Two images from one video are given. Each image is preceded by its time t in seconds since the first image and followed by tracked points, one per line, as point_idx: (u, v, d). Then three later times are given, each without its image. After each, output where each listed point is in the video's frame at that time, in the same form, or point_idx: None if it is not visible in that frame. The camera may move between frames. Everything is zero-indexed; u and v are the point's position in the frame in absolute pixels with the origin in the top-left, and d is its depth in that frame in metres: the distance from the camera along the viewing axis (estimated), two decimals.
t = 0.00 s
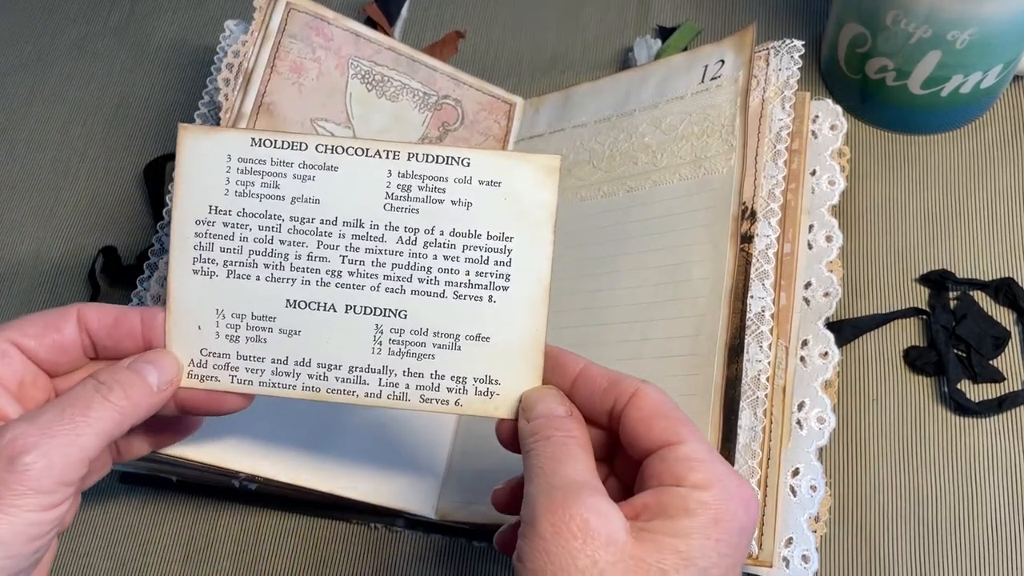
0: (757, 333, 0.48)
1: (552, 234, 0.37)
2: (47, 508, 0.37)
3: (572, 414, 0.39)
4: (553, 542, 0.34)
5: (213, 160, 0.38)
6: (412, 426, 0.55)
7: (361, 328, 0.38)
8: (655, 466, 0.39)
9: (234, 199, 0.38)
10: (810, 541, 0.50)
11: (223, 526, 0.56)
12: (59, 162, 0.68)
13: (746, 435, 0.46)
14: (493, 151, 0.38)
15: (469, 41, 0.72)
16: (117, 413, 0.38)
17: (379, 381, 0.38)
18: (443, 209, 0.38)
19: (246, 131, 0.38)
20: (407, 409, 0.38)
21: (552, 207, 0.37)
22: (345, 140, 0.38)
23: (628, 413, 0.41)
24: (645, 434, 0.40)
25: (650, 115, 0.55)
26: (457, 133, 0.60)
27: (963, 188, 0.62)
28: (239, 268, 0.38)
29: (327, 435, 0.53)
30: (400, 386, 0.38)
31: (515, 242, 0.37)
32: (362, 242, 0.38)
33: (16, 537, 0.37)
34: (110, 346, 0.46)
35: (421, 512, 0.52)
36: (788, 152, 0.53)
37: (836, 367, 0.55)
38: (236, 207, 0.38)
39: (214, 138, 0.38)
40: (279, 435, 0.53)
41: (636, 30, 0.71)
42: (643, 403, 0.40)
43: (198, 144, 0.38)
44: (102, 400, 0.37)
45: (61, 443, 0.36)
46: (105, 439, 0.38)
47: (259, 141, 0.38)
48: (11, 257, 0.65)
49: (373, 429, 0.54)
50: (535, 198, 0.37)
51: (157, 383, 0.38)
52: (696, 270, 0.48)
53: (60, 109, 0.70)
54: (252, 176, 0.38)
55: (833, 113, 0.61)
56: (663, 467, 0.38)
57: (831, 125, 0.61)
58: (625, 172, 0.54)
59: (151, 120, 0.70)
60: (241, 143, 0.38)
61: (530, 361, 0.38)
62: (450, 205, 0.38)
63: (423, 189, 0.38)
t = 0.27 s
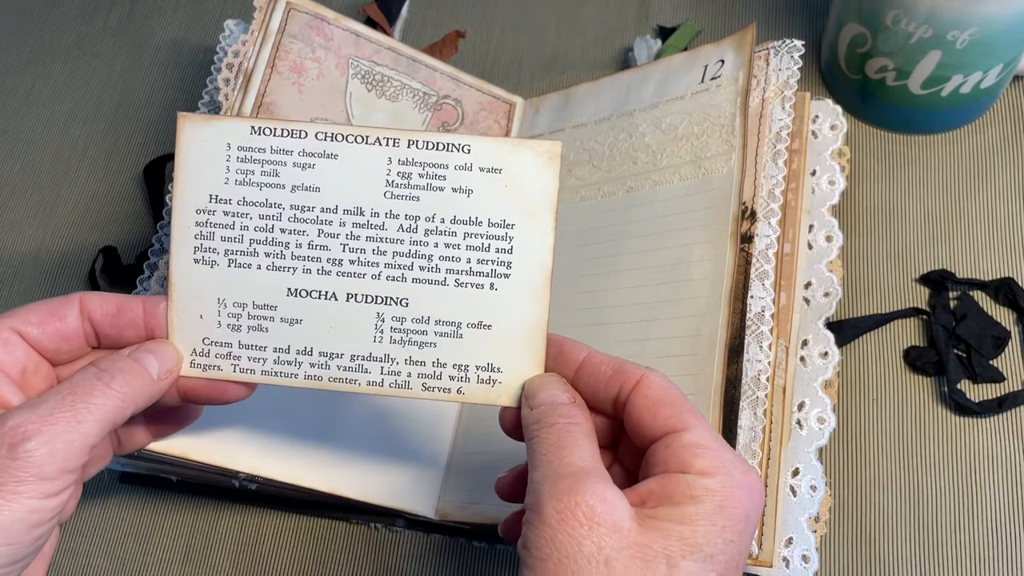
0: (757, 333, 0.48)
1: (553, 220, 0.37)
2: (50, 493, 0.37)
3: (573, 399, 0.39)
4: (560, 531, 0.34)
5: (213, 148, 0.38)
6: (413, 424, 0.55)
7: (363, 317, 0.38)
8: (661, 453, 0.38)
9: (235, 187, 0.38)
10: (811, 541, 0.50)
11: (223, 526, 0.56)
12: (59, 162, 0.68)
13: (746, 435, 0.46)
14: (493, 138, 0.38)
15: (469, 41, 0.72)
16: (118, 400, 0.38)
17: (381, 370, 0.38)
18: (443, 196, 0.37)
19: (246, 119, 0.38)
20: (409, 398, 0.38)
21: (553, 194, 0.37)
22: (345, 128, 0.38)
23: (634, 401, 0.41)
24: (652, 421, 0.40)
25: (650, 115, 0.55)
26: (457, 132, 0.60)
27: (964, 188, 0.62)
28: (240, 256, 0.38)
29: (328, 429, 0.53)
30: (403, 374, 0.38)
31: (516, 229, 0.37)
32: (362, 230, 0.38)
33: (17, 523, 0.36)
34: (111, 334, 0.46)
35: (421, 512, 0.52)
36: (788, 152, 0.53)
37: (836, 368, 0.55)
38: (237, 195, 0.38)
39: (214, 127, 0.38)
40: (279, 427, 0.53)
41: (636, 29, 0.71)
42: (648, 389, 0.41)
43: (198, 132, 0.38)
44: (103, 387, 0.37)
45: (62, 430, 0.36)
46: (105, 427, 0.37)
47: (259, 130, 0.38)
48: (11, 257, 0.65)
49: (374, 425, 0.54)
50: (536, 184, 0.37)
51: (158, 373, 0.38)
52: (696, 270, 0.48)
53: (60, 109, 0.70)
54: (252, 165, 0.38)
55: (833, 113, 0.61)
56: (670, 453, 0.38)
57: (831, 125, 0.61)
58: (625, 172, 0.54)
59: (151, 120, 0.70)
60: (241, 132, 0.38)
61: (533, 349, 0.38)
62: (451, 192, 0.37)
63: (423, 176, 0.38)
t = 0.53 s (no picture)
0: (757, 334, 0.48)
1: (561, 208, 0.37)
2: (63, 483, 0.37)
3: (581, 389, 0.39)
4: (570, 521, 0.34)
5: (219, 140, 0.38)
6: (415, 423, 0.55)
7: (370, 308, 0.38)
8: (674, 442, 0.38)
9: (241, 178, 0.38)
10: (811, 541, 0.50)
11: (223, 526, 0.56)
12: (59, 162, 0.68)
13: (746, 435, 0.46)
14: (500, 125, 0.37)
15: (469, 41, 0.72)
16: (131, 390, 0.38)
17: (390, 360, 0.39)
18: (449, 185, 0.37)
19: (250, 110, 0.38)
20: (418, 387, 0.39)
21: (561, 182, 0.37)
22: (349, 117, 0.38)
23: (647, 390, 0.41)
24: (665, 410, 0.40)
25: (650, 115, 0.55)
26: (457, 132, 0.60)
27: (964, 188, 0.62)
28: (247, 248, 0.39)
29: (332, 422, 0.54)
30: (411, 364, 0.38)
31: (524, 219, 0.37)
32: (369, 220, 0.38)
33: (31, 513, 0.36)
34: (121, 325, 0.46)
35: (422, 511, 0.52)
36: (788, 152, 0.54)
37: (836, 368, 0.55)
38: (243, 186, 0.38)
39: (219, 118, 0.38)
40: (283, 424, 0.53)
41: (636, 29, 0.71)
42: (660, 377, 0.40)
43: (203, 123, 0.38)
44: (116, 378, 0.38)
45: (75, 420, 0.36)
46: (117, 417, 0.38)
47: (264, 120, 0.38)
48: (11, 257, 0.65)
49: (376, 422, 0.54)
50: (542, 172, 0.37)
51: (169, 364, 0.39)
52: (695, 270, 0.48)
53: (60, 109, 0.70)
54: (257, 155, 0.38)
55: (833, 113, 0.61)
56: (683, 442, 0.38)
57: (831, 125, 0.61)
58: (625, 172, 0.54)
59: (151, 120, 0.70)
60: (246, 122, 0.38)
61: (541, 339, 0.38)
62: (457, 181, 0.37)
63: (430, 165, 0.37)
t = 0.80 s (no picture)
0: (757, 334, 0.48)
1: (555, 191, 0.38)
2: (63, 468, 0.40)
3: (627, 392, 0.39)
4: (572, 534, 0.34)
5: (213, 127, 0.38)
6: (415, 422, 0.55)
7: (368, 292, 0.39)
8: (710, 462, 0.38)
9: (236, 165, 0.38)
10: (811, 541, 0.50)
11: (223, 526, 0.56)
12: (59, 162, 0.68)
13: (746, 436, 0.46)
14: (493, 110, 0.38)
15: (469, 41, 0.72)
16: (126, 377, 0.40)
17: (387, 342, 0.39)
18: (444, 170, 0.38)
19: (244, 97, 0.38)
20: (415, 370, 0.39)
21: (553, 165, 0.38)
22: (343, 103, 0.38)
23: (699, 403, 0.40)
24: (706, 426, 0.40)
25: (650, 115, 0.55)
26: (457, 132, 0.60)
27: (964, 188, 0.62)
28: (243, 235, 0.39)
29: (328, 414, 0.53)
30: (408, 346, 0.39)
31: (518, 202, 0.38)
32: (365, 205, 0.38)
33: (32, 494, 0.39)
34: (118, 314, 0.48)
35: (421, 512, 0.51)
36: (788, 152, 0.54)
37: (836, 368, 0.55)
38: (238, 173, 0.38)
39: (213, 106, 0.38)
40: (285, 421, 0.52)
41: (636, 29, 0.71)
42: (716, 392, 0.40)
43: (196, 111, 0.38)
44: (113, 365, 0.40)
45: (73, 405, 0.38)
46: (114, 402, 0.40)
47: (259, 107, 0.38)
48: (10, 257, 0.65)
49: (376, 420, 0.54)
50: (535, 156, 0.37)
51: (167, 351, 0.40)
52: (695, 270, 0.48)
53: (60, 109, 0.70)
54: (252, 142, 0.38)
55: (834, 113, 0.61)
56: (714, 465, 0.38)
57: (831, 125, 0.61)
58: (625, 172, 0.54)
59: (151, 120, 0.70)
60: (240, 110, 0.38)
61: (535, 321, 0.39)
62: (452, 165, 0.38)
63: (424, 149, 0.38)
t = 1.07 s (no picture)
0: (756, 333, 0.48)
1: (567, 190, 0.39)
2: (79, 462, 0.39)
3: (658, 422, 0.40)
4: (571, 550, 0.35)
5: (231, 126, 0.39)
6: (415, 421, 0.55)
7: (382, 289, 0.39)
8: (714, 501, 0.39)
9: (252, 163, 0.39)
10: (811, 541, 0.50)
11: (223, 526, 0.56)
12: (59, 162, 0.68)
13: (746, 435, 0.46)
14: (506, 111, 0.39)
15: (469, 41, 0.72)
16: (143, 373, 0.40)
17: (402, 339, 0.40)
18: (458, 169, 0.39)
19: (261, 96, 0.39)
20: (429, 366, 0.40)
21: (566, 165, 0.39)
22: (360, 103, 0.39)
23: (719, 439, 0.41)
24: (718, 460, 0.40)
25: (650, 115, 0.55)
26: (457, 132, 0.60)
27: (964, 188, 0.62)
28: (258, 232, 0.39)
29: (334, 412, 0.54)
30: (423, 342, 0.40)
31: (530, 200, 0.39)
32: (381, 204, 0.39)
33: (47, 489, 0.39)
34: (134, 310, 0.47)
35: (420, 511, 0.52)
36: (788, 152, 0.54)
37: (836, 368, 0.55)
38: (255, 171, 0.39)
39: (231, 105, 0.39)
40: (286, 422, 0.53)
41: (636, 29, 0.71)
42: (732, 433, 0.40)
43: (215, 109, 0.39)
44: (129, 361, 0.39)
45: (90, 400, 0.38)
46: (130, 399, 0.40)
47: (275, 106, 0.39)
48: (10, 257, 0.65)
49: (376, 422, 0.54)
50: (548, 156, 0.38)
51: (182, 347, 0.40)
52: (695, 270, 0.48)
53: (59, 109, 0.70)
54: (269, 140, 0.39)
55: (834, 113, 0.61)
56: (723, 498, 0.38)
57: (831, 125, 0.61)
58: (625, 172, 0.54)
59: (151, 120, 0.70)
60: (257, 109, 0.39)
61: (547, 318, 0.39)
62: (466, 164, 0.39)
63: (439, 149, 0.39)
